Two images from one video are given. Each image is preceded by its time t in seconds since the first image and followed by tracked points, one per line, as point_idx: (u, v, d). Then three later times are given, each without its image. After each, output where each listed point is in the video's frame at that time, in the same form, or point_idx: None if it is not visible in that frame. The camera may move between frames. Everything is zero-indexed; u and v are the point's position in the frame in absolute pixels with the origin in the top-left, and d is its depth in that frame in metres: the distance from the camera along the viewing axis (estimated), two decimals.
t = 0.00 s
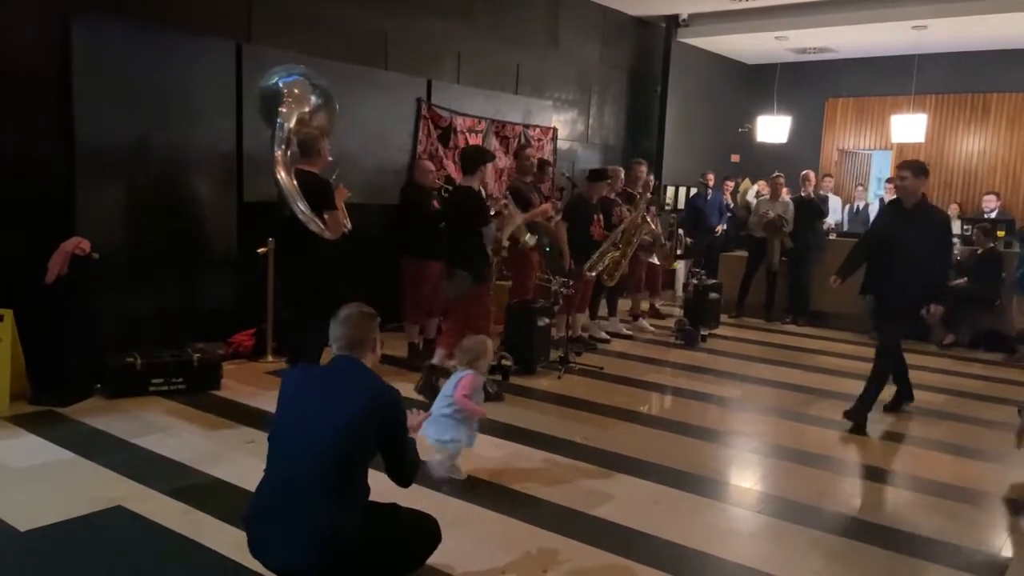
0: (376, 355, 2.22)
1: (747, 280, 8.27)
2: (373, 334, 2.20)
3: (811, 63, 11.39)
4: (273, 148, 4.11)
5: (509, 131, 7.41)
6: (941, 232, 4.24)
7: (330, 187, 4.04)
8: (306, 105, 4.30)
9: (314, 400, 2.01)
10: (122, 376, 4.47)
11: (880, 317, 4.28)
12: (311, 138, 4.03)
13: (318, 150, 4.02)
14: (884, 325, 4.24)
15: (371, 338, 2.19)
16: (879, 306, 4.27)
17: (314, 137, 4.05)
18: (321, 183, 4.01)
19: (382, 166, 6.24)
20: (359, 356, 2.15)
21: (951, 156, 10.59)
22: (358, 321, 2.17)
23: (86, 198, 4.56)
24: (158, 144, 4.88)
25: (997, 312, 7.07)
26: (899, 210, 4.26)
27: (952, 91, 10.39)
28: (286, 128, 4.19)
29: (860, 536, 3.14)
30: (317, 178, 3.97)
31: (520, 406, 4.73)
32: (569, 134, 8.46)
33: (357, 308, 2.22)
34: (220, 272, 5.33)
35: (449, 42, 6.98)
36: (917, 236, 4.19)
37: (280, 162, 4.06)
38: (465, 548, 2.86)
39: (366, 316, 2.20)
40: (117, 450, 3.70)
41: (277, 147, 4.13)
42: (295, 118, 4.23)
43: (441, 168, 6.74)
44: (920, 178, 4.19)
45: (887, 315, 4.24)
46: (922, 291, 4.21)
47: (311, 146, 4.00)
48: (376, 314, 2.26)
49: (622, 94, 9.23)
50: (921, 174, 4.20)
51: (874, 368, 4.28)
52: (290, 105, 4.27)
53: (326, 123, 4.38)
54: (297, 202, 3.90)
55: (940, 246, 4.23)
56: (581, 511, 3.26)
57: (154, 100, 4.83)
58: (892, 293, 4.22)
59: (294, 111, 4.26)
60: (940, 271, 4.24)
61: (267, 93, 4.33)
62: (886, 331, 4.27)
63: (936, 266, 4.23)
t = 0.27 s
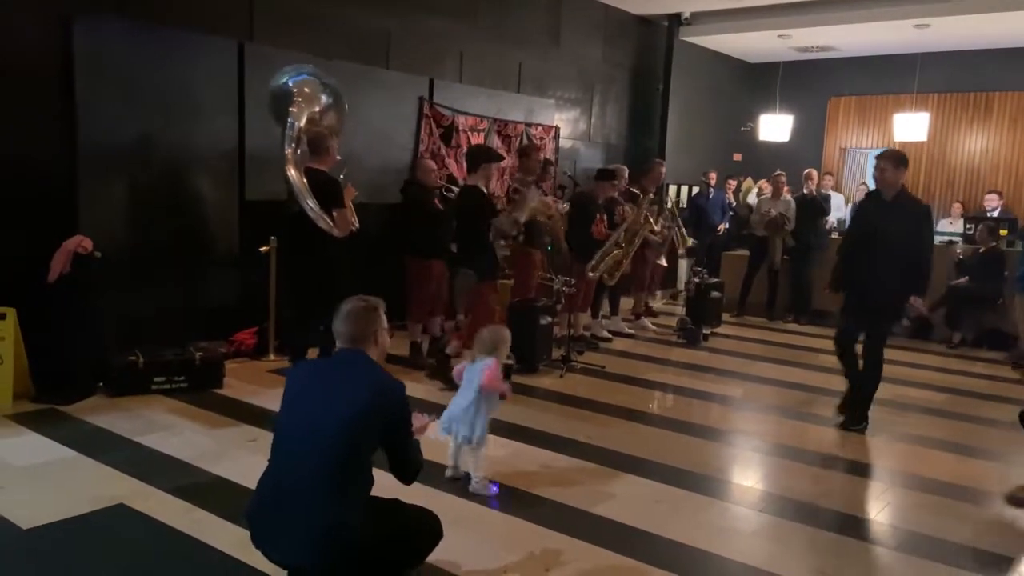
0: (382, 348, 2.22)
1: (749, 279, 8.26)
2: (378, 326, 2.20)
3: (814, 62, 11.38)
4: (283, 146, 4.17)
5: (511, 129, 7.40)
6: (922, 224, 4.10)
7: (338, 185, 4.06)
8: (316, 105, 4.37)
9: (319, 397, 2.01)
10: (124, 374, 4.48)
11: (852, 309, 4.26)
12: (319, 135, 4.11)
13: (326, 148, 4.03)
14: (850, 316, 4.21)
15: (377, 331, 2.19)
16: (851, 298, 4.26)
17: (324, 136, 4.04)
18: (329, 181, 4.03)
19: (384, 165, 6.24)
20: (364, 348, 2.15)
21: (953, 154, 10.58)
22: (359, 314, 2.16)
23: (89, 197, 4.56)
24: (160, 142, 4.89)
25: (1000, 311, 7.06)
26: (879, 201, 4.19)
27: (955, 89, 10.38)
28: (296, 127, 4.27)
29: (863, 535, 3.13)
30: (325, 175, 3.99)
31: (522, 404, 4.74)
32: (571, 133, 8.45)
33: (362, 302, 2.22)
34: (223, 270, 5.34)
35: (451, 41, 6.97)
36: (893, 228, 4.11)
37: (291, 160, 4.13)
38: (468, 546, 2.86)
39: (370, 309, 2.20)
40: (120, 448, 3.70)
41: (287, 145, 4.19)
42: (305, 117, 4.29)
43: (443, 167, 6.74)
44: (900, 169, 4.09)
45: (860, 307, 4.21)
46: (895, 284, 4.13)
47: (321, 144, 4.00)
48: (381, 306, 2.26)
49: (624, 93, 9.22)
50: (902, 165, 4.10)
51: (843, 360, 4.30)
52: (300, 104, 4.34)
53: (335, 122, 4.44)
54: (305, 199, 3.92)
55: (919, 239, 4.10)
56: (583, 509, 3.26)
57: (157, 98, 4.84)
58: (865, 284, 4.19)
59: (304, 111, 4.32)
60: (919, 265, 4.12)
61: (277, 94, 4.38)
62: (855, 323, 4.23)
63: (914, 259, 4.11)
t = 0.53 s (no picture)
0: (382, 346, 2.22)
1: (752, 278, 8.25)
2: (378, 324, 2.19)
3: (816, 60, 11.37)
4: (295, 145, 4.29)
5: (513, 128, 7.40)
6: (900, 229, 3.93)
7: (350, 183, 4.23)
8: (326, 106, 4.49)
9: (322, 399, 2.01)
10: (126, 373, 4.48)
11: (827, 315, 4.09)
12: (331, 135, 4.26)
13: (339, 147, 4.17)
14: (825, 323, 4.04)
15: (377, 329, 2.18)
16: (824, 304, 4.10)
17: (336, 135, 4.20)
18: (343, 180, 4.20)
19: (386, 163, 6.24)
20: (365, 346, 2.15)
21: (956, 153, 10.55)
22: (361, 311, 2.16)
23: (92, 196, 4.57)
24: (162, 141, 4.89)
25: (1002, 310, 7.05)
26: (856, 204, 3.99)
27: (958, 88, 10.36)
28: (306, 126, 4.37)
29: (864, 533, 3.13)
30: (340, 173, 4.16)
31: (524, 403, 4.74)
32: (573, 131, 8.45)
33: (362, 300, 2.21)
34: (225, 268, 5.34)
35: (454, 40, 6.97)
36: (868, 234, 3.94)
37: (303, 158, 4.24)
38: (470, 544, 2.86)
39: (371, 307, 2.19)
40: (122, 446, 3.70)
41: (298, 144, 4.32)
42: (315, 117, 4.39)
43: (445, 165, 6.75)
44: (877, 170, 3.90)
45: (836, 314, 4.05)
46: (869, 290, 3.98)
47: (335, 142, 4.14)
48: (381, 305, 2.25)
49: (626, 92, 9.22)
50: (879, 166, 3.90)
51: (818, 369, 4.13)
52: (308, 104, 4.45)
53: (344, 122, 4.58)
54: (320, 195, 4.07)
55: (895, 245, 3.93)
56: (585, 507, 3.26)
57: (158, 96, 4.84)
58: (841, 290, 4.03)
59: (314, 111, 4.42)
60: (896, 271, 3.96)
61: (284, 94, 4.47)
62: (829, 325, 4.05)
63: (892, 265, 3.96)
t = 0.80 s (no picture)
0: (384, 348, 2.22)
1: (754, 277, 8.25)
2: (380, 325, 2.19)
3: (819, 59, 11.35)
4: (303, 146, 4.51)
5: (515, 127, 7.40)
6: (891, 226, 3.62)
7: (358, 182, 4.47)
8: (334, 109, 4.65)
9: (323, 399, 2.01)
10: (129, 371, 4.49)
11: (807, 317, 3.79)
12: (338, 139, 4.48)
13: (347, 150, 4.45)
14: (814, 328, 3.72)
15: (379, 330, 2.18)
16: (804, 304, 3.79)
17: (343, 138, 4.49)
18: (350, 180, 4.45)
19: (388, 163, 6.25)
20: (368, 349, 2.14)
21: (959, 151, 10.54)
22: (363, 316, 2.15)
23: (94, 195, 4.57)
24: (165, 140, 4.90)
25: (1005, 309, 7.04)
26: (837, 199, 3.69)
27: (960, 86, 10.34)
28: (314, 128, 4.55)
29: (866, 532, 3.13)
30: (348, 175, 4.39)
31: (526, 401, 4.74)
32: (575, 130, 8.44)
33: (364, 301, 2.21)
34: (227, 267, 5.35)
35: (456, 39, 6.98)
36: (856, 230, 3.64)
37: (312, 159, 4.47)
38: (472, 543, 2.86)
39: (372, 308, 2.19)
40: (125, 444, 3.71)
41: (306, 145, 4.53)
42: (323, 119, 4.57)
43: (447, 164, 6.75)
44: (858, 164, 3.60)
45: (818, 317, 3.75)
46: (863, 292, 3.67)
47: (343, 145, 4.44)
48: (382, 305, 2.25)
49: (629, 91, 9.22)
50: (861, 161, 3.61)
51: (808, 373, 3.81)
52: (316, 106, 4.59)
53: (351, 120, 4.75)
54: (329, 195, 4.30)
55: (887, 244, 3.63)
56: (586, 506, 3.26)
57: (161, 95, 4.85)
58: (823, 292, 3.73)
59: (321, 113, 4.58)
60: (888, 273, 3.66)
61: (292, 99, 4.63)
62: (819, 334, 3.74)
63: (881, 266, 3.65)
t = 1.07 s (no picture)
0: (388, 339, 2.23)
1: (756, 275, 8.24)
2: (383, 317, 2.20)
3: (822, 57, 11.33)
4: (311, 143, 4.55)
5: (518, 125, 7.40)
6: (887, 225, 3.36)
7: (363, 179, 4.58)
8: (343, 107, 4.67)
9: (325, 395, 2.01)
10: (132, 370, 4.49)
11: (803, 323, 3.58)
12: (346, 137, 4.54)
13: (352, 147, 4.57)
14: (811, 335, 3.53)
15: (383, 322, 2.19)
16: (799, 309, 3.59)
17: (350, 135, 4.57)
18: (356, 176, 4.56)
19: (390, 161, 6.24)
20: (371, 339, 2.15)
21: (962, 150, 10.52)
22: (367, 305, 2.17)
23: (97, 193, 4.58)
24: (167, 138, 4.90)
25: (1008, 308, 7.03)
26: (830, 198, 3.47)
27: (964, 85, 10.32)
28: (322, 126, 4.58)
29: (868, 531, 3.13)
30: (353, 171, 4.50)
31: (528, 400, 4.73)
32: (577, 129, 8.43)
33: (366, 293, 2.22)
34: (229, 265, 5.35)
35: (458, 37, 6.98)
36: (849, 230, 3.39)
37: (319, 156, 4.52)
38: (474, 542, 2.86)
39: (375, 300, 2.20)
40: (128, 442, 3.71)
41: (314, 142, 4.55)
42: (331, 116, 4.59)
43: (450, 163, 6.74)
44: (851, 164, 3.35)
45: (812, 322, 3.54)
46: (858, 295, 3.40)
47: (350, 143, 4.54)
48: (384, 297, 2.26)
49: (632, 89, 9.21)
50: (854, 159, 3.35)
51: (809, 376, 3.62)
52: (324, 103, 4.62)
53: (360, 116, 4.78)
54: (335, 192, 4.40)
55: (882, 243, 3.37)
56: (589, 504, 3.26)
57: (164, 93, 4.85)
58: (817, 296, 3.50)
59: (329, 111, 4.61)
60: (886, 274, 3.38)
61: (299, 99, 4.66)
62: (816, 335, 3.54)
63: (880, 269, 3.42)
